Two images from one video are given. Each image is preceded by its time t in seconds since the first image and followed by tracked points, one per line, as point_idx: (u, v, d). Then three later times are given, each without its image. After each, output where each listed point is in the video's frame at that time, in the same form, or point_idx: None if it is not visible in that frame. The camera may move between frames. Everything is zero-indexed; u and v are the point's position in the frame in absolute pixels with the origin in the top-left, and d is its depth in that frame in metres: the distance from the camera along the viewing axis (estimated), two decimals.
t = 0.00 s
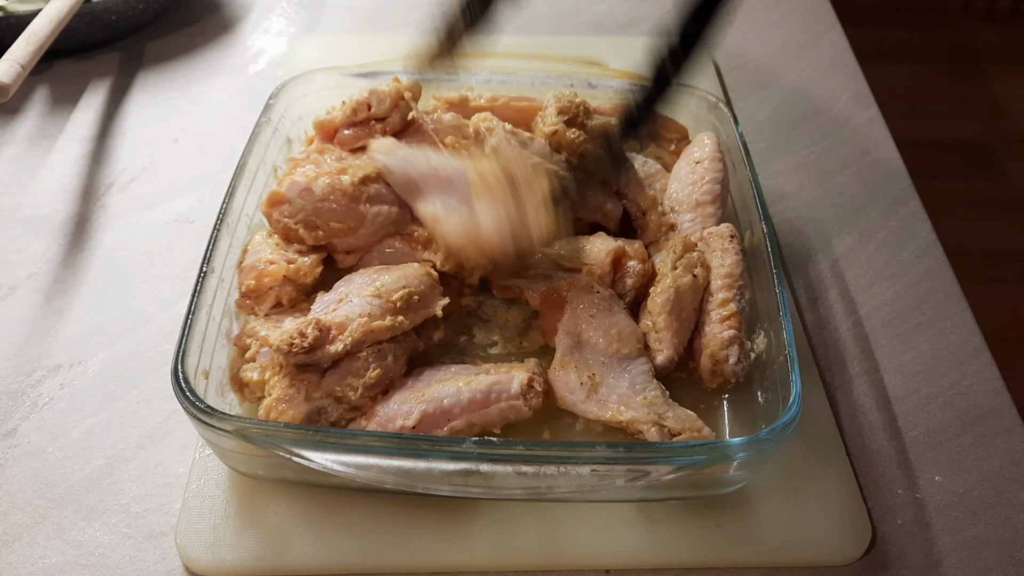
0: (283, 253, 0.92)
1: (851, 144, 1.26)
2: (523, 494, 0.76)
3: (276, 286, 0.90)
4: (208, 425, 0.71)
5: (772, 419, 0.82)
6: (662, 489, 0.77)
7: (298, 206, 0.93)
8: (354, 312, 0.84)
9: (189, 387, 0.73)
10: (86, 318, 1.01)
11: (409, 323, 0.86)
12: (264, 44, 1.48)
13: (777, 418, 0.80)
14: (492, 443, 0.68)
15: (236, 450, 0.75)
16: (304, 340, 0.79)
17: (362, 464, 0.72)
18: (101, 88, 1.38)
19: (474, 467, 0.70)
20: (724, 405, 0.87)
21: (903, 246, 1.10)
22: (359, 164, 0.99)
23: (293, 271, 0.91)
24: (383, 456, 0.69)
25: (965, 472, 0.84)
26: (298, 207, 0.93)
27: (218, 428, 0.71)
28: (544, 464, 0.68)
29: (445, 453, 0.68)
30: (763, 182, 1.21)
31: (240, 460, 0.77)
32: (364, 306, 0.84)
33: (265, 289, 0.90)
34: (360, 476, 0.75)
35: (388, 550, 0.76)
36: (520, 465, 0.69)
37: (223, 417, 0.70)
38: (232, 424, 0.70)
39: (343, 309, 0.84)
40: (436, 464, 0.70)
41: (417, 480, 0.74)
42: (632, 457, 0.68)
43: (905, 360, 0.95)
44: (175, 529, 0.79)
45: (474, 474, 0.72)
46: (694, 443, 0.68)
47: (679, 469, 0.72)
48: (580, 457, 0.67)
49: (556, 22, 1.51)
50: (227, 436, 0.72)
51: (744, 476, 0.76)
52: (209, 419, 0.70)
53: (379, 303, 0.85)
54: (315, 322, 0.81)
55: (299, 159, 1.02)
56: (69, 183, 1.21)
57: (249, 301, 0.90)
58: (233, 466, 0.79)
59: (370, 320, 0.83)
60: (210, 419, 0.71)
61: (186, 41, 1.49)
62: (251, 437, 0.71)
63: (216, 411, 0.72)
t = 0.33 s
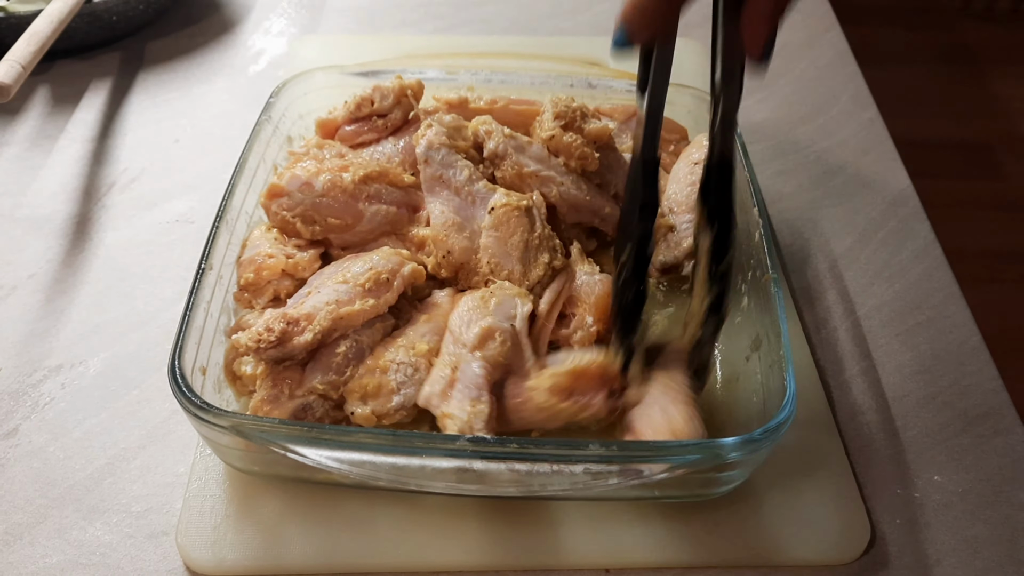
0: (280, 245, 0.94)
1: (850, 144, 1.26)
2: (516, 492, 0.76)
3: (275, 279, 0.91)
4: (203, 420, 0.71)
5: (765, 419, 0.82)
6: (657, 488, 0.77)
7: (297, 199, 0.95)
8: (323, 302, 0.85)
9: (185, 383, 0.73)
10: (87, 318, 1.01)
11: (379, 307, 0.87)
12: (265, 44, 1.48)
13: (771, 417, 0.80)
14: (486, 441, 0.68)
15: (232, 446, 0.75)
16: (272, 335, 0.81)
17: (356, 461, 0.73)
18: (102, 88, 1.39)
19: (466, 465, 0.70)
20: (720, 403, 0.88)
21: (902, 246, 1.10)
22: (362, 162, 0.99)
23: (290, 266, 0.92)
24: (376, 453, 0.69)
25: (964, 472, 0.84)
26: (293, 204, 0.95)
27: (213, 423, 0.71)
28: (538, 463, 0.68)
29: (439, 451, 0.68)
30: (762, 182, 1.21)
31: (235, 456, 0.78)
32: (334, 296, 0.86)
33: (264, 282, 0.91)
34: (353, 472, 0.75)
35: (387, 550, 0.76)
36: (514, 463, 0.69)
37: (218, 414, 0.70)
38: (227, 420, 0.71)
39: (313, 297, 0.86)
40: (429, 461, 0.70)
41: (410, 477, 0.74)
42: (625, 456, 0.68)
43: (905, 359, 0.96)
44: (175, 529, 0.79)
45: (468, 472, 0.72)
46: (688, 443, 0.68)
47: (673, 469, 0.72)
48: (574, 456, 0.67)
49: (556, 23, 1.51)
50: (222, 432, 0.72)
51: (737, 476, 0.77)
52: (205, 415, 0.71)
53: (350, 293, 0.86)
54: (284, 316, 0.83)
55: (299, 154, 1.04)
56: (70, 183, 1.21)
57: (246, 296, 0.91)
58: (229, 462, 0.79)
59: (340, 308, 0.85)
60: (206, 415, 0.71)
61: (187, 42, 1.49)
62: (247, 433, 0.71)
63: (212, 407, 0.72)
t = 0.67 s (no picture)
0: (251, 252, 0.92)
1: (851, 143, 1.26)
2: (513, 495, 0.76)
3: (246, 286, 0.88)
4: (198, 423, 0.71)
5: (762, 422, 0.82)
6: (656, 489, 0.77)
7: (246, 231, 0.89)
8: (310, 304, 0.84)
9: (180, 387, 0.73)
10: (86, 318, 1.01)
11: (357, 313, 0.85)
12: (264, 43, 1.48)
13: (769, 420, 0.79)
14: (483, 444, 0.67)
15: (227, 450, 0.75)
16: (260, 341, 0.79)
17: (352, 464, 0.72)
18: (101, 88, 1.38)
19: (463, 469, 0.70)
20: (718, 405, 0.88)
21: (903, 245, 1.10)
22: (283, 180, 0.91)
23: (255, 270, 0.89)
24: (372, 456, 0.69)
25: (966, 472, 0.84)
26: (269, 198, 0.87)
27: (209, 427, 0.71)
28: (535, 466, 0.68)
29: (436, 455, 0.68)
30: (762, 182, 1.21)
31: (230, 460, 0.77)
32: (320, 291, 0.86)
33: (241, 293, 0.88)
34: (349, 475, 0.75)
35: (386, 550, 0.76)
36: (510, 467, 0.69)
37: (213, 417, 0.70)
38: (222, 424, 0.70)
39: (300, 297, 0.86)
40: (426, 464, 0.70)
41: (407, 480, 0.74)
42: (623, 459, 0.67)
43: (906, 359, 0.95)
44: (175, 529, 0.79)
45: (462, 475, 0.72)
46: (685, 446, 0.68)
47: (670, 471, 0.71)
48: (572, 459, 0.67)
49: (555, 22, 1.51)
50: (217, 436, 0.72)
51: (734, 478, 0.76)
52: (201, 418, 0.70)
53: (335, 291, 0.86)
54: (270, 322, 0.81)
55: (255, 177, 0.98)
56: (70, 183, 1.21)
57: (221, 304, 0.87)
58: (225, 466, 0.79)
59: (327, 308, 0.84)
60: (202, 418, 0.71)
61: (186, 41, 1.49)
62: (242, 437, 0.71)
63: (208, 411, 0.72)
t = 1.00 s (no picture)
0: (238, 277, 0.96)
1: (850, 144, 1.26)
2: (495, 500, 0.76)
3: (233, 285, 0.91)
4: (180, 427, 0.71)
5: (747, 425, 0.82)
6: (641, 495, 0.77)
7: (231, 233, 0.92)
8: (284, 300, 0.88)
9: (162, 392, 0.73)
10: (87, 318, 1.02)
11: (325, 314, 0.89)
12: (265, 45, 1.48)
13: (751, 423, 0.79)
14: (464, 448, 0.68)
15: (210, 454, 0.75)
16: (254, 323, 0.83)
17: (332, 470, 0.73)
18: (102, 89, 1.39)
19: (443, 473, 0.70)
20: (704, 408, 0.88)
21: (902, 246, 1.10)
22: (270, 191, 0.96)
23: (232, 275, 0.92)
24: (352, 461, 0.70)
25: (964, 472, 0.85)
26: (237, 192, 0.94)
27: (190, 431, 0.71)
28: (517, 469, 0.69)
29: (417, 459, 0.68)
30: (762, 182, 1.21)
31: (214, 465, 0.77)
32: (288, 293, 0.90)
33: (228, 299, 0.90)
34: (330, 481, 0.75)
35: (385, 550, 0.77)
36: (492, 471, 0.70)
37: (195, 422, 0.70)
38: (204, 429, 0.71)
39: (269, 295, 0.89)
40: (407, 470, 0.70)
41: (388, 486, 0.74)
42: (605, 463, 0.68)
43: (904, 359, 0.96)
44: (176, 529, 0.79)
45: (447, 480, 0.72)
46: (667, 450, 0.68)
47: (653, 475, 0.71)
48: (555, 463, 0.67)
49: (555, 23, 1.51)
50: (199, 440, 0.72)
51: (718, 482, 0.76)
52: (182, 422, 0.71)
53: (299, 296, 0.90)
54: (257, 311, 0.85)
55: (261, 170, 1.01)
56: (71, 184, 1.21)
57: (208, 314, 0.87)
58: (207, 471, 0.79)
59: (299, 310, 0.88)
60: (184, 423, 0.71)
61: (187, 42, 1.49)
62: (224, 441, 0.71)
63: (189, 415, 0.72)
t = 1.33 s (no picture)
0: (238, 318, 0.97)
1: (850, 144, 1.26)
2: (537, 533, 0.74)
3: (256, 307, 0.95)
4: (201, 482, 0.68)
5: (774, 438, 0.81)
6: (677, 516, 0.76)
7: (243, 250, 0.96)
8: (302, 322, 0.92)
9: (176, 441, 0.71)
10: (87, 318, 1.02)
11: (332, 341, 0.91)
12: (265, 45, 1.48)
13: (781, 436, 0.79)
14: (503, 482, 0.66)
15: (229, 509, 0.72)
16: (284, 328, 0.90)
17: (368, 515, 0.70)
18: (102, 89, 1.39)
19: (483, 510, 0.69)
20: (725, 422, 0.88)
21: (902, 246, 1.10)
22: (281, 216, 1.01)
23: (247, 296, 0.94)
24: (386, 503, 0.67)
25: (965, 472, 0.85)
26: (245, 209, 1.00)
27: (213, 488, 0.68)
28: (557, 501, 0.67)
29: (455, 497, 0.66)
30: (762, 182, 1.21)
31: (235, 519, 0.74)
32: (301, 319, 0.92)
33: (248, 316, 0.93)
34: (364, 526, 0.73)
35: (385, 550, 0.77)
36: (534, 505, 0.68)
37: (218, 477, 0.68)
38: (228, 483, 0.68)
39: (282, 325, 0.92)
40: (446, 509, 0.69)
41: (426, 528, 0.72)
42: (642, 485, 0.67)
43: (904, 359, 0.96)
44: (175, 530, 0.79)
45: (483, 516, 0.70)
46: (705, 467, 0.67)
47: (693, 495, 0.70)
48: (596, 489, 0.66)
49: (556, 23, 1.52)
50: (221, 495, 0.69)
51: (750, 496, 0.75)
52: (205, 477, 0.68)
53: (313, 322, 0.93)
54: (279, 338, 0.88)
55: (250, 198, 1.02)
56: (71, 184, 1.21)
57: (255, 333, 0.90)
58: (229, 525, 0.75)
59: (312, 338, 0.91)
60: (207, 479, 0.68)
61: (187, 42, 1.49)
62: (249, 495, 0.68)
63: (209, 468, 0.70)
